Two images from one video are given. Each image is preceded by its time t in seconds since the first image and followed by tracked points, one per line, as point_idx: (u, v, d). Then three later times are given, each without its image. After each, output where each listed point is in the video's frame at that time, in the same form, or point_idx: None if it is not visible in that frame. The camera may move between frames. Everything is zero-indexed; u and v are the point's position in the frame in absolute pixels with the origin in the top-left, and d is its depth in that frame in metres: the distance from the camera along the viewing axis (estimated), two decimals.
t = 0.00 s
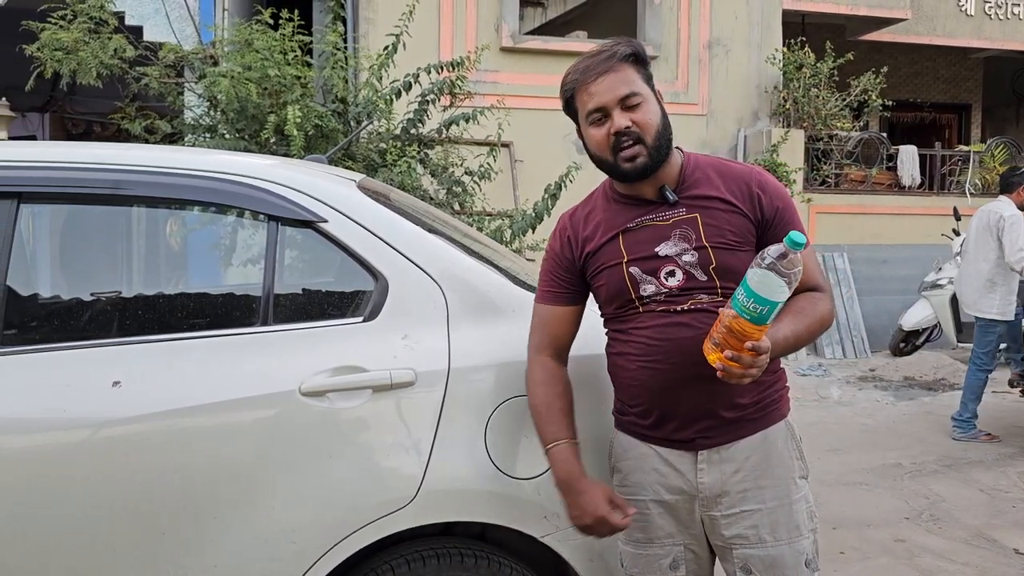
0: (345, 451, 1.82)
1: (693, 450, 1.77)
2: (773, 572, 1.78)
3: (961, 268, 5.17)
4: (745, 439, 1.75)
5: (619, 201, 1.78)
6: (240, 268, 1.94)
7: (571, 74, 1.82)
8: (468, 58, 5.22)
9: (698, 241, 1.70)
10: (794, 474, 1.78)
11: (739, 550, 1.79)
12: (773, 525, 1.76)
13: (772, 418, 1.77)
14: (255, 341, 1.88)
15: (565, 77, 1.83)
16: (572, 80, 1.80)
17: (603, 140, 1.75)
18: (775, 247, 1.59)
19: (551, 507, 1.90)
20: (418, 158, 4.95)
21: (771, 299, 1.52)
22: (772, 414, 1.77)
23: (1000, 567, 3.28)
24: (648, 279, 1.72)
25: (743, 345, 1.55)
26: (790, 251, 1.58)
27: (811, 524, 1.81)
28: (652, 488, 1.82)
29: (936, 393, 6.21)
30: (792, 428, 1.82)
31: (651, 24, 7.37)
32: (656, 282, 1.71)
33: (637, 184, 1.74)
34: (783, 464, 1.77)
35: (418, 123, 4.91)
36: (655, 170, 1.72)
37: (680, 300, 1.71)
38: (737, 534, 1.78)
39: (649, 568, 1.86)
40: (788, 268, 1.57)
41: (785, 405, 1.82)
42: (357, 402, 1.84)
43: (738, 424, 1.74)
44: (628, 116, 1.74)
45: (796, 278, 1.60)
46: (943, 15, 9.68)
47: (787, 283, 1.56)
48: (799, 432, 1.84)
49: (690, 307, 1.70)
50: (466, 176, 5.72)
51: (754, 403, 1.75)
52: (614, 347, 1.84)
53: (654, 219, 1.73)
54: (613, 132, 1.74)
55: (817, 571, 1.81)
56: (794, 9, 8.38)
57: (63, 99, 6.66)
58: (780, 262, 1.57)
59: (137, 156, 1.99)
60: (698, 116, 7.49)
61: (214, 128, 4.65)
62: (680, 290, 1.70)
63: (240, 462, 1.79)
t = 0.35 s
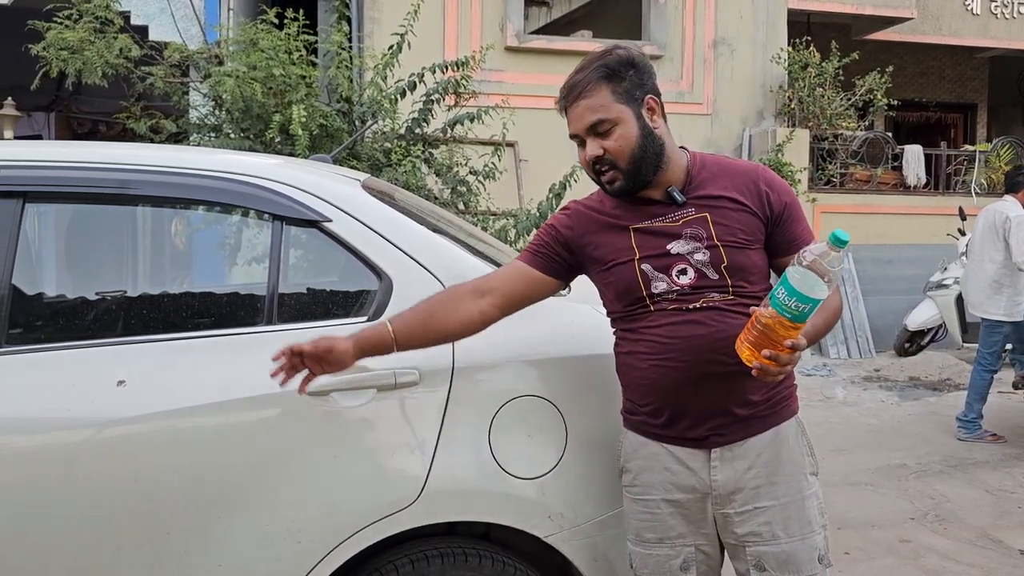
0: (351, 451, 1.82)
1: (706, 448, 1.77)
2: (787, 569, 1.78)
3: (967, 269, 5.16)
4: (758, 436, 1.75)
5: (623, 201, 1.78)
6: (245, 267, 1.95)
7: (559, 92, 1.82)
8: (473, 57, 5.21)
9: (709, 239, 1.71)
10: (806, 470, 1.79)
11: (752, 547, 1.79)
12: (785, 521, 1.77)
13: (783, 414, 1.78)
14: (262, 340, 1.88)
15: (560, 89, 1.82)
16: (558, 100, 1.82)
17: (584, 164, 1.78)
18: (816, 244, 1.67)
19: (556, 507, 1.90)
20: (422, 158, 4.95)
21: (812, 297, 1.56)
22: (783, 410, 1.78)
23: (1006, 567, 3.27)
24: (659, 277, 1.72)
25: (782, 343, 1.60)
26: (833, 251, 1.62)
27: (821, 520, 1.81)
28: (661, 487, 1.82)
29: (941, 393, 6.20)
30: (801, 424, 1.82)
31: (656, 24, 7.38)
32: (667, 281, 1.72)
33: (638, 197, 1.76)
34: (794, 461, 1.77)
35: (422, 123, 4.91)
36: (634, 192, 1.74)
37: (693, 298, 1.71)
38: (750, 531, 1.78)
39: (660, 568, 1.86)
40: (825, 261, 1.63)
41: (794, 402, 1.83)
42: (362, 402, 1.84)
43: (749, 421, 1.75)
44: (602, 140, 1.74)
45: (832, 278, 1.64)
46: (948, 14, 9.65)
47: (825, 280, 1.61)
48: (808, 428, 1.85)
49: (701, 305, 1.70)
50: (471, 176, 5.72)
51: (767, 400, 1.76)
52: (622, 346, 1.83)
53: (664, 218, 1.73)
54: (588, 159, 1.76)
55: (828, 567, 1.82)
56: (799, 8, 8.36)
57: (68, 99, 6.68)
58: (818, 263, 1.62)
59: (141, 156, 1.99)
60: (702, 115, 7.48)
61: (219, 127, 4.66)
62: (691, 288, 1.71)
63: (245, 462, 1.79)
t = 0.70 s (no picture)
0: (356, 451, 1.82)
1: (712, 446, 1.77)
2: (794, 564, 1.77)
3: (974, 270, 5.14)
4: (765, 433, 1.75)
5: (628, 197, 1.78)
6: (249, 266, 1.96)
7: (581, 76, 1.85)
8: (478, 57, 5.21)
9: (714, 237, 1.70)
10: (813, 466, 1.79)
11: (759, 542, 1.78)
12: (792, 516, 1.76)
13: (789, 411, 1.78)
14: (266, 340, 1.88)
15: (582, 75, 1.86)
16: (581, 81, 1.83)
17: (606, 137, 1.76)
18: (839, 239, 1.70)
19: (560, 507, 1.90)
20: (427, 158, 4.96)
21: (834, 293, 1.57)
22: (789, 407, 1.78)
23: (1012, 569, 3.26)
24: (664, 275, 1.71)
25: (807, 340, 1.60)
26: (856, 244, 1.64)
27: (829, 516, 1.81)
28: (669, 487, 1.81)
29: (947, 394, 6.18)
30: (807, 420, 1.82)
31: (661, 24, 7.36)
32: (672, 279, 1.71)
33: (645, 187, 1.76)
34: (801, 457, 1.77)
35: (427, 122, 4.90)
36: (655, 165, 1.71)
37: (697, 296, 1.71)
38: (757, 527, 1.77)
39: (668, 567, 1.85)
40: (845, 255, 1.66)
41: (799, 398, 1.83)
42: (366, 402, 1.85)
43: (756, 419, 1.75)
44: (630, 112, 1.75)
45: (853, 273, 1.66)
46: (955, 14, 9.62)
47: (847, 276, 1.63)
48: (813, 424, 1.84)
49: (706, 304, 1.70)
50: (475, 176, 5.72)
51: (772, 397, 1.76)
52: (626, 347, 1.83)
53: (668, 215, 1.73)
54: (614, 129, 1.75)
55: (836, 562, 1.81)
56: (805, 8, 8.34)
57: (74, 98, 6.71)
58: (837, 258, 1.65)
59: (147, 156, 1.99)
60: (707, 115, 7.47)
61: (225, 127, 4.67)
62: (696, 287, 1.70)
63: (250, 462, 1.79)
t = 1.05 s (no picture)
0: (361, 450, 1.82)
1: (727, 447, 1.77)
2: (807, 563, 1.77)
3: (977, 271, 5.13)
4: (778, 432, 1.75)
5: (635, 200, 1.78)
6: (254, 265, 1.96)
7: (586, 76, 1.80)
8: (483, 56, 5.20)
9: (724, 237, 1.70)
10: (824, 465, 1.79)
11: (771, 543, 1.78)
12: (806, 516, 1.76)
13: (801, 410, 1.78)
14: (274, 338, 1.88)
15: (584, 75, 1.81)
16: (588, 83, 1.79)
17: (618, 145, 1.74)
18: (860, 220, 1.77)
19: (565, 506, 1.90)
20: (432, 157, 4.96)
21: (861, 274, 1.62)
22: (801, 406, 1.78)
23: (1019, 569, 3.25)
24: (675, 277, 1.71)
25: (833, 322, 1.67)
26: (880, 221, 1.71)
27: (840, 515, 1.81)
28: (681, 488, 1.81)
29: (953, 394, 6.17)
30: (817, 419, 1.82)
31: (667, 23, 7.36)
32: (683, 280, 1.71)
33: (654, 191, 1.75)
34: (813, 456, 1.77)
35: (432, 121, 4.89)
36: (669, 174, 1.72)
37: (709, 298, 1.70)
38: (770, 527, 1.77)
39: (680, 569, 1.85)
40: (869, 235, 1.74)
41: (810, 397, 1.83)
42: (372, 401, 1.85)
43: (770, 419, 1.75)
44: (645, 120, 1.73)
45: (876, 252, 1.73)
46: (961, 14, 9.59)
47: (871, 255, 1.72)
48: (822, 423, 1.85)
49: (718, 306, 1.70)
50: (481, 175, 5.72)
51: (785, 397, 1.76)
52: (635, 349, 1.82)
53: (678, 216, 1.72)
54: (627, 137, 1.73)
55: (847, 561, 1.81)
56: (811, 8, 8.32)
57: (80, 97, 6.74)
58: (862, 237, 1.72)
59: (153, 155, 2.00)
60: (712, 115, 7.46)
61: (230, 126, 4.68)
62: (707, 288, 1.70)
63: (254, 461, 1.79)
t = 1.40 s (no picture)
0: (363, 449, 1.82)
1: (733, 449, 1.77)
2: (815, 566, 1.77)
3: (977, 270, 5.12)
4: (785, 434, 1.75)
5: (640, 200, 1.76)
6: (256, 263, 1.96)
7: (589, 72, 1.79)
8: (485, 54, 5.19)
9: (730, 237, 1.70)
10: (832, 468, 1.79)
11: (779, 545, 1.79)
12: (814, 519, 1.76)
13: (810, 411, 1.78)
14: (276, 337, 1.89)
15: (587, 71, 1.81)
16: (589, 79, 1.78)
17: (617, 142, 1.74)
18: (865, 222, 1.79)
19: (566, 505, 1.90)
20: (434, 155, 4.96)
21: (869, 277, 1.61)
22: (810, 407, 1.78)
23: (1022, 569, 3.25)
24: (681, 278, 1.71)
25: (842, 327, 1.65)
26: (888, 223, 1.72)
27: (849, 517, 1.81)
28: (684, 489, 1.81)
29: (955, 394, 6.16)
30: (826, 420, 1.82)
31: (670, 21, 7.35)
32: (689, 281, 1.71)
33: (656, 189, 1.74)
34: (821, 459, 1.77)
35: (434, 120, 4.89)
36: (668, 173, 1.72)
37: (714, 298, 1.70)
38: (778, 530, 1.77)
39: (685, 571, 1.85)
40: (877, 236, 1.75)
41: (818, 398, 1.83)
42: (374, 399, 1.85)
43: (777, 420, 1.74)
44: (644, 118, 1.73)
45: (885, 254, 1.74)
46: (965, 13, 9.56)
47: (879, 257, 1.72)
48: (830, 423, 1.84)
49: (725, 306, 1.70)
50: (483, 173, 5.72)
51: (793, 398, 1.75)
52: (641, 349, 1.82)
53: (683, 216, 1.72)
54: (626, 135, 1.73)
55: (857, 564, 1.81)
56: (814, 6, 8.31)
57: (83, 95, 6.75)
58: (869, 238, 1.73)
59: (155, 153, 2.00)
60: (715, 113, 7.45)
61: (233, 124, 4.69)
62: (713, 289, 1.70)
63: (255, 460, 1.80)
